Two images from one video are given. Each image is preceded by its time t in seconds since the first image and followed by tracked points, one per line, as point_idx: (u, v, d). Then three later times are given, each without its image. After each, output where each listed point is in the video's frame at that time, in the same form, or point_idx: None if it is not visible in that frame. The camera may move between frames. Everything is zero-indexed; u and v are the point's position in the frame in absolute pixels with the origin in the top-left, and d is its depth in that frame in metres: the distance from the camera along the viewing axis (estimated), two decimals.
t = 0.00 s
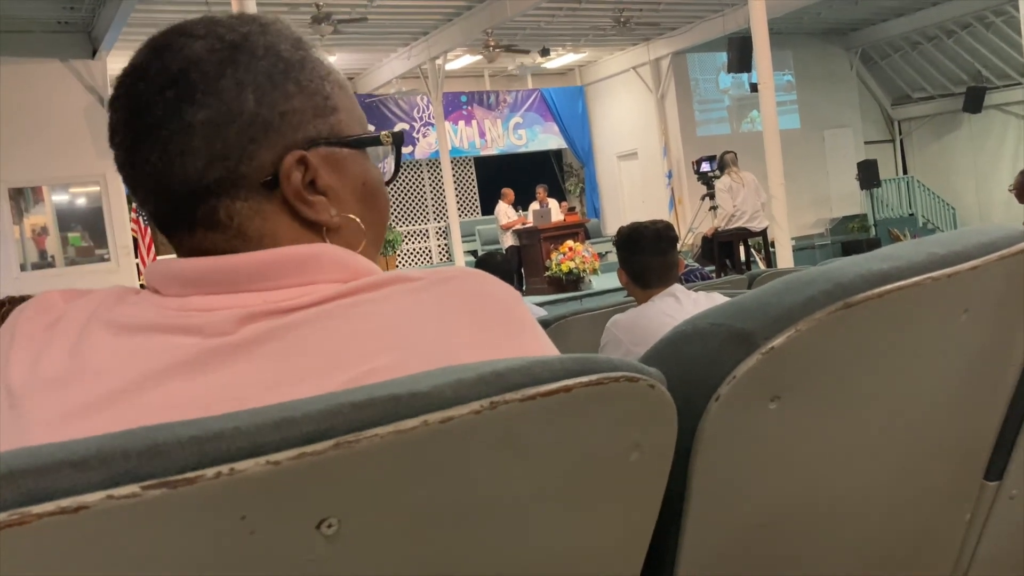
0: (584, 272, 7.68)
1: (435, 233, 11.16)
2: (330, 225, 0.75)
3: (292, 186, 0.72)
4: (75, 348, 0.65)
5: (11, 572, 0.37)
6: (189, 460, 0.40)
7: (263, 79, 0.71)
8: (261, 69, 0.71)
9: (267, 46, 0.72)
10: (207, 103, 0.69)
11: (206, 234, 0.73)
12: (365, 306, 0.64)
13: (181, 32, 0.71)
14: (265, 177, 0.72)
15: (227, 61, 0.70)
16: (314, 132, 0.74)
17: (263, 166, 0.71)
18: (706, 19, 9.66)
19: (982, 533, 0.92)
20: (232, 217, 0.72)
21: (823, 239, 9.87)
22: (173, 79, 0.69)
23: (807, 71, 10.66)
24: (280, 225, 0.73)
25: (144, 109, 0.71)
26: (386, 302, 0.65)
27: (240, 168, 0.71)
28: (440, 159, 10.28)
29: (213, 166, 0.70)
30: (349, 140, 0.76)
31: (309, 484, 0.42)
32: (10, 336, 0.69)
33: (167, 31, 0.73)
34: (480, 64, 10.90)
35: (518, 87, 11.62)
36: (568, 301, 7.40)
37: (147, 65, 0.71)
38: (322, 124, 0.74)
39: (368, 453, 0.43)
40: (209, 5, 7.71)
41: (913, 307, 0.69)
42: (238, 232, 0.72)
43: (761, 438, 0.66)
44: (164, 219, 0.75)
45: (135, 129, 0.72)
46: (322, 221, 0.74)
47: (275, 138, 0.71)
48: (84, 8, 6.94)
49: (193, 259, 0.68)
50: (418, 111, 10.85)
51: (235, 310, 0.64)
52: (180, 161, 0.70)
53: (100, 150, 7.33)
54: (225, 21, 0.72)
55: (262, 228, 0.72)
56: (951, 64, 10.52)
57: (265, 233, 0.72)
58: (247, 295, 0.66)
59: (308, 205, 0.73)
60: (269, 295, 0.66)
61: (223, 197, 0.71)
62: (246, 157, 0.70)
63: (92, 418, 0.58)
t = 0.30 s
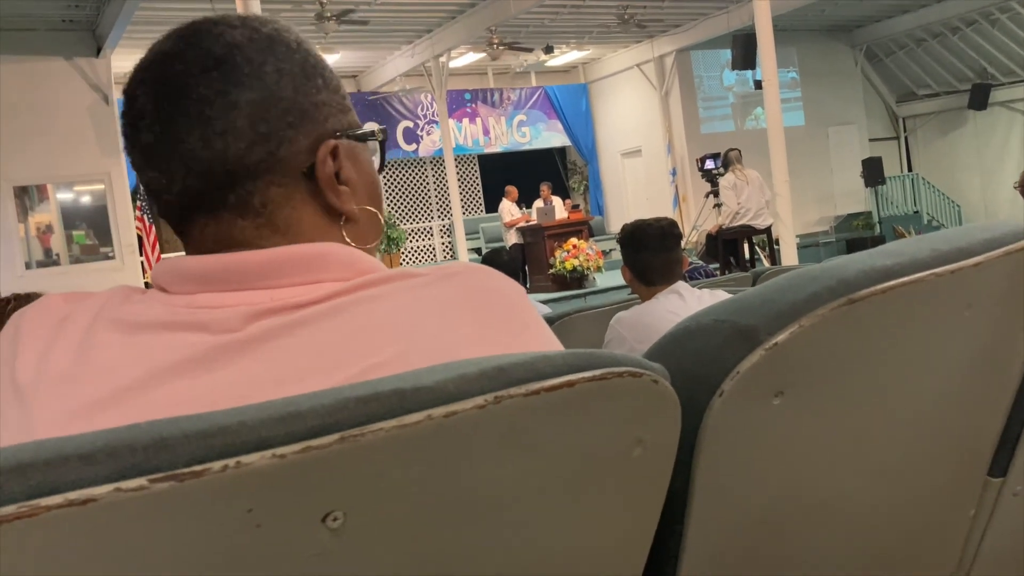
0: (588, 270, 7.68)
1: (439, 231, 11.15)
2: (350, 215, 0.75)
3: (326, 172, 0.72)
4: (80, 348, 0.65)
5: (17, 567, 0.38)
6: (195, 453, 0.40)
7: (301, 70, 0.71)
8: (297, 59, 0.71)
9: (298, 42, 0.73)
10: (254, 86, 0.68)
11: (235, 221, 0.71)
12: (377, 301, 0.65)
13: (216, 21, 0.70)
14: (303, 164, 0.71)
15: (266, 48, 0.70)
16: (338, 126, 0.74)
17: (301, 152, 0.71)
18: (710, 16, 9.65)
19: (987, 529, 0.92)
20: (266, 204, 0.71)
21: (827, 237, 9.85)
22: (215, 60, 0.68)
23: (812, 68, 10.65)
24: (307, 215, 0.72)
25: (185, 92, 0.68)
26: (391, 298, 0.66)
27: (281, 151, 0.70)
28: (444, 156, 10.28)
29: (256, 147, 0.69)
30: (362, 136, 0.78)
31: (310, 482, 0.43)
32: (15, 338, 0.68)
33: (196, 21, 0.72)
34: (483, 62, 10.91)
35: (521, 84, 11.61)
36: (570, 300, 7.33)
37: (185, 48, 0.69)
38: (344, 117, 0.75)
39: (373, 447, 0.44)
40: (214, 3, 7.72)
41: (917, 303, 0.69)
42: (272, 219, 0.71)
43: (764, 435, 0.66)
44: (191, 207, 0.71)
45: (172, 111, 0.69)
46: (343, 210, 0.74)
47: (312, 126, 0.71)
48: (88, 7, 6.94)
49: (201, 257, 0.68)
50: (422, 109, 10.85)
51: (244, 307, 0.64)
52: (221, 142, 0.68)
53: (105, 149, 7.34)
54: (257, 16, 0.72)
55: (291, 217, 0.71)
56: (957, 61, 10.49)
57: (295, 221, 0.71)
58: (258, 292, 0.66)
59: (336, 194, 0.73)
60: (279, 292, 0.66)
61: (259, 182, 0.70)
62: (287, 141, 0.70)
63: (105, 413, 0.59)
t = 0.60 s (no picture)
0: (590, 271, 7.67)
1: (441, 232, 11.14)
2: (365, 221, 0.75)
3: (353, 183, 0.72)
4: (79, 351, 0.64)
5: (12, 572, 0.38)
6: (195, 456, 0.40)
7: (337, 79, 0.71)
8: (335, 68, 0.71)
9: (333, 51, 0.73)
10: (299, 93, 0.67)
11: (262, 226, 0.69)
12: (383, 306, 0.65)
13: (258, 21, 0.68)
14: (333, 172, 0.71)
15: (309, 55, 0.69)
16: (362, 135, 0.74)
17: (333, 162, 0.71)
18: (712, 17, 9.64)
19: (988, 532, 0.92)
20: (296, 211, 0.70)
21: (830, 237, 9.85)
22: (263, 64, 0.66)
23: (814, 69, 10.65)
24: (329, 226, 0.72)
25: (231, 91, 0.66)
26: (395, 300, 0.66)
27: (316, 160, 0.70)
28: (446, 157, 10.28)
29: (295, 155, 0.68)
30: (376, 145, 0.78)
31: (309, 485, 0.43)
32: (13, 339, 0.67)
33: (233, 17, 0.69)
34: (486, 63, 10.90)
35: (524, 85, 11.61)
36: (572, 300, 7.39)
37: (229, 45, 0.67)
38: (364, 126, 0.76)
39: (375, 448, 0.44)
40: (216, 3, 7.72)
41: (918, 305, 0.69)
42: (299, 228, 0.70)
43: (765, 437, 0.66)
44: (214, 208, 0.69)
45: (213, 109, 0.66)
46: (359, 217, 0.74)
47: (345, 137, 0.71)
48: (90, 7, 6.94)
49: (207, 260, 0.68)
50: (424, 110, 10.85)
51: (249, 312, 0.64)
52: (264, 147, 0.67)
53: (107, 149, 7.34)
54: (296, 21, 0.71)
55: (315, 226, 0.71)
56: (959, 62, 10.48)
57: (320, 229, 0.71)
58: (266, 296, 0.66)
59: (358, 204, 0.74)
60: (287, 296, 0.66)
61: (292, 189, 0.69)
62: (322, 150, 0.70)
63: (108, 416, 0.59)
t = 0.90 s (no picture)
0: (588, 274, 7.59)
1: (438, 233, 11.12)
2: (363, 225, 0.74)
3: (356, 188, 0.72)
4: (72, 350, 0.64)
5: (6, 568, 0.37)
6: (190, 454, 0.40)
7: (344, 82, 0.70)
8: (343, 72, 0.70)
9: (341, 55, 0.72)
10: (308, 97, 0.67)
11: (264, 229, 0.69)
12: (381, 306, 0.65)
13: (268, 24, 0.68)
14: (338, 175, 0.71)
15: (318, 58, 0.68)
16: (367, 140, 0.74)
17: (338, 165, 0.70)
18: (712, 22, 9.67)
19: (983, 541, 0.92)
20: (300, 214, 0.69)
21: (827, 243, 9.88)
22: (274, 67, 0.66)
23: (813, 75, 10.69)
24: (330, 230, 0.72)
25: (241, 94, 0.65)
26: (389, 301, 0.66)
27: (322, 164, 0.69)
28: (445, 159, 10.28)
29: (301, 160, 0.67)
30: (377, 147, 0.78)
31: (306, 483, 0.43)
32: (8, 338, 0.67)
33: (242, 16, 0.69)
34: (485, 65, 10.91)
35: (523, 88, 11.62)
36: (571, 303, 7.35)
37: (239, 48, 0.66)
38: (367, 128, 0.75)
39: (371, 447, 0.44)
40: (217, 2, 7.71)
41: (917, 311, 0.69)
42: (301, 230, 0.70)
43: (762, 444, 0.66)
44: (217, 210, 0.68)
45: (222, 111, 0.65)
46: (359, 220, 0.74)
47: (351, 140, 0.71)
48: (91, 4, 6.94)
49: (202, 260, 0.67)
50: (423, 111, 10.86)
51: (246, 310, 0.64)
52: (271, 151, 0.66)
53: (106, 147, 7.35)
54: (306, 24, 0.71)
55: (318, 230, 0.70)
56: (958, 70, 10.52)
57: (321, 233, 0.71)
58: (263, 296, 0.66)
59: (361, 208, 0.73)
60: (285, 297, 0.66)
61: (296, 193, 0.69)
62: (328, 154, 0.69)
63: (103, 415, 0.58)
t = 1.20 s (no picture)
0: (578, 277, 7.52)
1: (430, 232, 11.10)
2: (358, 218, 0.74)
3: (352, 182, 0.72)
4: (59, 335, 0.63)
5: None
6: (182, 440, 0.40)
7: (345, 74, 0.70)
8: (343, 64, 0.70)
9: (342, 46, 0.71)
10: (308, 89, 0.66)
11: (259, 220, 0.68)
12: (374, 300, 0.65)
13: (269, 13, 0.67)
14: (334, 168, 0.70)
15: (319, 49, 0.68)
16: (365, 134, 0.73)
17: (335, 160, 0.70)
18: (710, 31, 9.71)
19: (965, 552, 0.93)
20: (295, 207, 0.69)
21: (817, 255, 9.95)
22: (275, 57, 0.65)
23: (808, 87, 10.75)
24: (324, 223, 0.71)
25: (241, 84, 0.64)
26: (381, 294, 0.65)
27: (319, 157, 0.68)
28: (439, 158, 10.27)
29: (300, 153, 0.67)
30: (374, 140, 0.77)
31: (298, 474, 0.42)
32: None
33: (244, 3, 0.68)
34: (482, 65, 10.92)
35: (519, 90, 11.62)
36: (559, 306, 7.32)
37: (240, 36, 0.65)
38: (366, 120, 0.75)
39: (365, 440, 0.43)
40: None
41: (909, 321, 0.69)
42: (295, 222, 0.69)
43: (753, 450, 0.66)
44: (212, 200, 0.68)
45: (221, 100, 0.65)
46: (354, 213, 0.73)
47: (349, 133, 0.70)
48: None
49: (193, 248, 0.67)
50: (418, 109, 10.84)
51: (240, 302, 0.64)
52: (269, 142, 0.66)
53: (98, 136, 7.28)
54: (307, 14, 0.70)
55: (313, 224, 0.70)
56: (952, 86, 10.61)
57: (317, 226, 0.70)
58: (256, 287, 0.65)
59: (356, 201, 0.73)
60: (278, 288, 0.66)
61: (293, 185, 0.68)
62: (326, 147, 0.68)
63: (91, 402, 0.58)
